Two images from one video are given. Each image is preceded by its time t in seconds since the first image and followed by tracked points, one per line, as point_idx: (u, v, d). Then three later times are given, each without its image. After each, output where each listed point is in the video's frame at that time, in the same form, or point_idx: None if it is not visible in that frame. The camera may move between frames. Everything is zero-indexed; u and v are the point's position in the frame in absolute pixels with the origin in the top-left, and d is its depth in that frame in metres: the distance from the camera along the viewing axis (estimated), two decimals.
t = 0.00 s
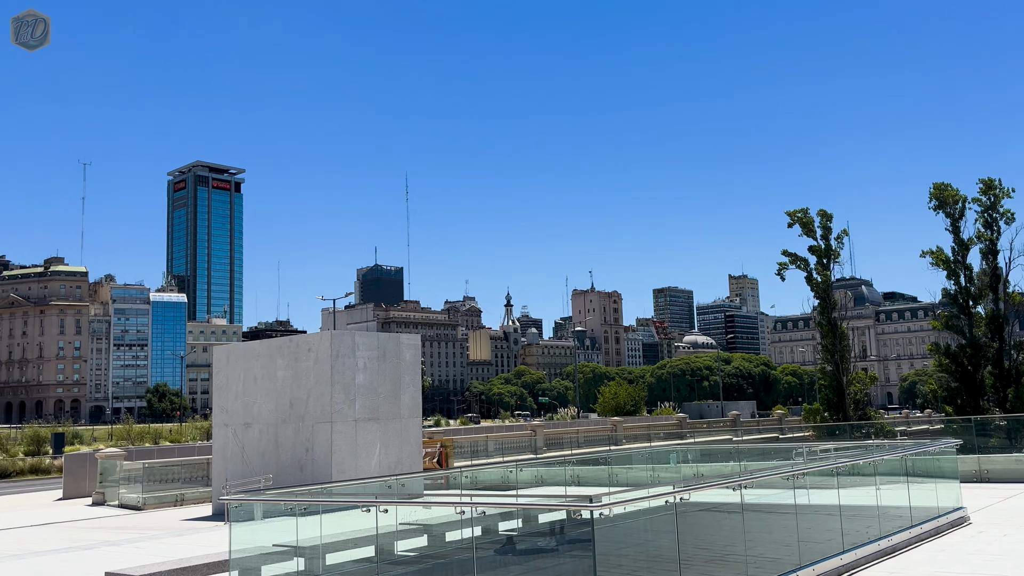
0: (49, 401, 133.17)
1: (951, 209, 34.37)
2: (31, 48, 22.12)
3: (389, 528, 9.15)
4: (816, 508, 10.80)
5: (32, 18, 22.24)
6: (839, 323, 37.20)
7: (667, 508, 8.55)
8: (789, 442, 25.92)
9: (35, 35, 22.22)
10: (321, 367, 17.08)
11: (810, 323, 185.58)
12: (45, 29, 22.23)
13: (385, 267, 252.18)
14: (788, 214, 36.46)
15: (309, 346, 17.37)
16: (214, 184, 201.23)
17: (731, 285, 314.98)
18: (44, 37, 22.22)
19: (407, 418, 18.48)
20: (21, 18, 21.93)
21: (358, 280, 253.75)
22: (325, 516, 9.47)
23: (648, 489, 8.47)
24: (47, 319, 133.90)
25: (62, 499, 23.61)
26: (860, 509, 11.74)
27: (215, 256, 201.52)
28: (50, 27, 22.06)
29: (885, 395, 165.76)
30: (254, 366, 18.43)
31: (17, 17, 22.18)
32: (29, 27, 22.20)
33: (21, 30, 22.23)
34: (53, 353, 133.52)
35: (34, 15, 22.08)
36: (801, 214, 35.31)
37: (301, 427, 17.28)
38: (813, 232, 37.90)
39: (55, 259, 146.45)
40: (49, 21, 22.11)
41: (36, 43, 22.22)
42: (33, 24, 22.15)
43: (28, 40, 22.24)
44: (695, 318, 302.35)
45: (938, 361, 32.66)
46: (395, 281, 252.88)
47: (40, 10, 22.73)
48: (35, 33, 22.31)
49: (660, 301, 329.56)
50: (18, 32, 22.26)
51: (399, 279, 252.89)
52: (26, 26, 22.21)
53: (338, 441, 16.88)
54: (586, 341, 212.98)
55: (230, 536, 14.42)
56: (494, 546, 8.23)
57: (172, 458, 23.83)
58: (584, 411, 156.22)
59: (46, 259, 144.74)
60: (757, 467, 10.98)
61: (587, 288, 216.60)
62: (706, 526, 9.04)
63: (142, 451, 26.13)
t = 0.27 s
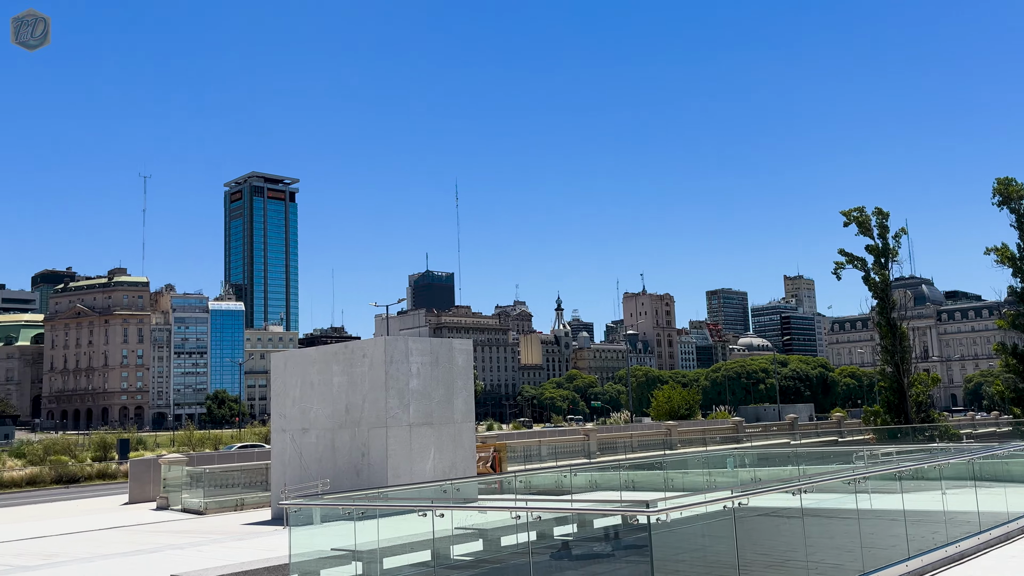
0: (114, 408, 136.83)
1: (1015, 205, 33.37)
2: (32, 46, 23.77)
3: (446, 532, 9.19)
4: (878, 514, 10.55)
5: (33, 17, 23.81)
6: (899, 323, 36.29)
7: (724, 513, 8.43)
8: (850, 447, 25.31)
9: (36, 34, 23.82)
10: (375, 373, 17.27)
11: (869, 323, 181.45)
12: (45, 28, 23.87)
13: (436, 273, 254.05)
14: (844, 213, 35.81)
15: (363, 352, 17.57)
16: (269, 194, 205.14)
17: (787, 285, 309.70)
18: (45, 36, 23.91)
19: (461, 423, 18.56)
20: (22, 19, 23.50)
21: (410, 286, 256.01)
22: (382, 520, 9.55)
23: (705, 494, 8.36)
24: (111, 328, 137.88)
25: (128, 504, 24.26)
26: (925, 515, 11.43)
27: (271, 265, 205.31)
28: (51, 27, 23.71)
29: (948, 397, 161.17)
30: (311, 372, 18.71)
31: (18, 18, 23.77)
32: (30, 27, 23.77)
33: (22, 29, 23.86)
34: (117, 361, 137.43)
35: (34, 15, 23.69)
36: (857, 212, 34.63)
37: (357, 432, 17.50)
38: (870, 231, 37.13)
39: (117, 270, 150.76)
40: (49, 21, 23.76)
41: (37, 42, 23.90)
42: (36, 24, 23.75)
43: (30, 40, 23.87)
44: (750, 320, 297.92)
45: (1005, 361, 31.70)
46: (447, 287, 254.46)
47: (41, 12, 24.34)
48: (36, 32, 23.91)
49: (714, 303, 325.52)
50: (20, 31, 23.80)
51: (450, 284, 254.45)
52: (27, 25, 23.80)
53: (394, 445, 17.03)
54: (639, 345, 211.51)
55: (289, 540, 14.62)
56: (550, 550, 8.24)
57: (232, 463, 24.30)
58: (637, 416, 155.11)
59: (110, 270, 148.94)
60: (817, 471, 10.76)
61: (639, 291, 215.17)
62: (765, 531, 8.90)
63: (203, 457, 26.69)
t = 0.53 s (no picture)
0: (179, 415, 140.64)
1: None
2: (32, 46, 24.47)
3: (503, 536, 9.24)
4: (947, 519, 10.26)
5: (32, 18, 24.52)
6: (966, 323, 35.21)
7: (787, 518, 8.27)
8: (917, 450, 24.62)
9: (36, 33, 24.54)
10: (431, 378, 17.40)
11: (934, 323, 176.53)
12: (45, 28, 24.54)
13: (490, 278, 255.04)
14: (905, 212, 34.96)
15: (419, 357, 17.72)
16: (326, 203, 208.48)
17: (847, 285, 303.01)
18: (45, 35, 24.61)
19: (516, 428, 18.58)
20: (22, 19, 24.18)
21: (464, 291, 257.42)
22: (440, 525, 9.62)
23: (766, 497, 8.23)
24: (176, 336, 141.65)
25: (193, 508, 24.84)
26: (998, 521, 11.05)
27: (329, 273, 208.58)
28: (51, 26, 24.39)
29: (1020, 399, 155.69)
30: (368, 378, 18.93)
31: (18, 18, 24.45)
32: (30, 26, 24.49)
33: (22, 29, 24.55)
34: (181, 368, 141.17)
35: (34, 15, 24.36)
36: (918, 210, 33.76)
37: (414, 436, 17.65)
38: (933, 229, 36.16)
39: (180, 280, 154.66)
40: (48, 20, 24.42)
41: (37, 41, 24.60)
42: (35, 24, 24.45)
43: (30, 40, 24.60)
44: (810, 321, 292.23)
45: None
46: (500, 292, 255.26)
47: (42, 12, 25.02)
48: (36, 32, 24.63)
49: (772, 304, 320.08)
50: (19, 31, 24.47)
51: (503, 289, 255.20)
52: (27, 25, 24.51)
53: (450, 450, 17.13)
54: (696, 348, 209.18)
55: (350, 544, 14.79)
56: (607, 555, 8.22)
57: (292, 468, 24.69)
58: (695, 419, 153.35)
59: (173, 279, 152.83)
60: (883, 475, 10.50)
61: (695, 293, 212.86)
62: (830, 537, 8.71)
63: (264, 462, 27.18)
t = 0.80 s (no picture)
0: (242, 419, 143.20)
1: None
2: (31, 47, 22.90)
3: (563, 541, 9.22)
4: (1021, 525, 9.92)
5: (33, 17, 22.94)
6: None
7: (854, 522, 8.08)
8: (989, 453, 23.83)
9: (36, 34, 22.98)
10: (488, 382, 17.45)
11: (1005, 323, 170.94)
12: (46, 28, 23.01)
13: (544, 282, 255.01)
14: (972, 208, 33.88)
15: (475, 361, 17.80)
16: (381, 210, 211.02)
17: (912, 285, 295.17)
18: (45, 36, 23.05)
19: (574, 432, 18.52)
20: (21, 19, 22.62)
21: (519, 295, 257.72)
22: (499, 528, 9.64)
23: (833, 502, 8.04)
24: (238, 343, 144.68)
25: (257, 511, 25.33)
26: None
27: (385, 279, 210.89)
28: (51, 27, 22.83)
29: None
30: (426, 382, 19.08)
31: (17, 16, 22.85)
32: (30, 26, 22.90)
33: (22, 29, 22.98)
34: (244, 374, 144.14)
35: (34, 15, 22.84)
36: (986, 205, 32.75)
37: (471, 440, 17.72)
38: (1002, 225, 35.00)
39: (242, 287, 158.05)
40: (49, 20, 22.88)
41: (36, 42, 23.02)
42: (37, 26, 22.94)
43: (29, 40, 23.02)
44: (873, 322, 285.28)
45: None
46: (555, 295, 254.90)
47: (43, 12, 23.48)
48: (36, 32, 23.07)
49: (833, 305, 313.41)
50: (19, 31, 22.94)
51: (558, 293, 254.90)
52: (26, 26, 22.94)
53: (508, 453, 17.15)
54: (755, 350, 205.99)
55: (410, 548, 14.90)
56: (668, 560, 8.16)
57: (352, 472, 24.98)
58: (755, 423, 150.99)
59: (236, 287, 156.23)
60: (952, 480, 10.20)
61: (753, 294, 209.71)
62: (898, 542, 8.48)
63: (324, 466, 27.56)
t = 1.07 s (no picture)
0: (302, 422, 145.71)
1: None
2: (31, 47, 22.85)
3: (622, 544, 9.16)
4: None
5: (33, 17, 22.86)
6: None
7: (923, 528, 7.85)
8: None
9: (36, 34, 22.90)
10: (543, 384, 17.45)
11: None
12: (46, 28, 22.95)
13: (598, 284, 254.00)
14: None
15: (530, 364, 17.82)
16: (435, 214, 212.74)
17: (980, 283, 286.11)
18: (46, 36, 23.01)
19: (631, 435, 18.39)
20: (21, 19, 22.52)
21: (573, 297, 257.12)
22: (558, 531, 9.63)
23: (898, 507, 7.86)
24: (298, 347, 147.38)
25: (318, 513, 25.72)
26: None
27: (440, 283, 212.47)
28: (53, 27, 22.67)
29: None
30: (481, 385, 19.15)
31: (17, 16, 22.74)
32: (30, 27, 22.82)
33: (22, 30, 22.88)
34: (304, 378, 146.49)
35: (33, 15, 22.73)
36: None
37: (527, 443, 17.72)
38: None
39: (300, 292, 160.90)
40: (49, 20, 22.81)
41: (37, 42, 22.98)
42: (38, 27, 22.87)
43: (29, 40, 22.98)
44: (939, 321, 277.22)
45: None
46: (609, 297, 253.62)
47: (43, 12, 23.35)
48: (36, 32, 23.02)
49: (897, 304, 305.62)
50: (20, 32, 22.83)
51: (612, 295, 253.62)
52: (26, 25, 22.84)
53: (564, 455, 17.13)
54: (815, 351, 201.94)
55: (468, 550, 14.97)
56: (728, 564, 8.09)
57: (410, 473, 25.19)
58: (817, 425, 148.05)
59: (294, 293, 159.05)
60: None
61: (813, 294, 205.74)
62: (968, 548, 8.22)
63: (383, 468, 27.88)
